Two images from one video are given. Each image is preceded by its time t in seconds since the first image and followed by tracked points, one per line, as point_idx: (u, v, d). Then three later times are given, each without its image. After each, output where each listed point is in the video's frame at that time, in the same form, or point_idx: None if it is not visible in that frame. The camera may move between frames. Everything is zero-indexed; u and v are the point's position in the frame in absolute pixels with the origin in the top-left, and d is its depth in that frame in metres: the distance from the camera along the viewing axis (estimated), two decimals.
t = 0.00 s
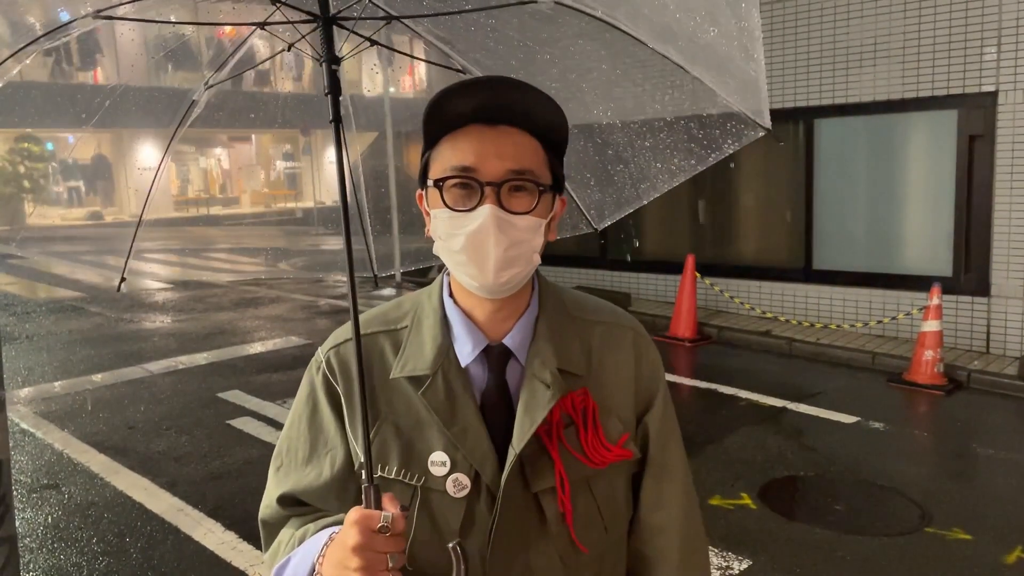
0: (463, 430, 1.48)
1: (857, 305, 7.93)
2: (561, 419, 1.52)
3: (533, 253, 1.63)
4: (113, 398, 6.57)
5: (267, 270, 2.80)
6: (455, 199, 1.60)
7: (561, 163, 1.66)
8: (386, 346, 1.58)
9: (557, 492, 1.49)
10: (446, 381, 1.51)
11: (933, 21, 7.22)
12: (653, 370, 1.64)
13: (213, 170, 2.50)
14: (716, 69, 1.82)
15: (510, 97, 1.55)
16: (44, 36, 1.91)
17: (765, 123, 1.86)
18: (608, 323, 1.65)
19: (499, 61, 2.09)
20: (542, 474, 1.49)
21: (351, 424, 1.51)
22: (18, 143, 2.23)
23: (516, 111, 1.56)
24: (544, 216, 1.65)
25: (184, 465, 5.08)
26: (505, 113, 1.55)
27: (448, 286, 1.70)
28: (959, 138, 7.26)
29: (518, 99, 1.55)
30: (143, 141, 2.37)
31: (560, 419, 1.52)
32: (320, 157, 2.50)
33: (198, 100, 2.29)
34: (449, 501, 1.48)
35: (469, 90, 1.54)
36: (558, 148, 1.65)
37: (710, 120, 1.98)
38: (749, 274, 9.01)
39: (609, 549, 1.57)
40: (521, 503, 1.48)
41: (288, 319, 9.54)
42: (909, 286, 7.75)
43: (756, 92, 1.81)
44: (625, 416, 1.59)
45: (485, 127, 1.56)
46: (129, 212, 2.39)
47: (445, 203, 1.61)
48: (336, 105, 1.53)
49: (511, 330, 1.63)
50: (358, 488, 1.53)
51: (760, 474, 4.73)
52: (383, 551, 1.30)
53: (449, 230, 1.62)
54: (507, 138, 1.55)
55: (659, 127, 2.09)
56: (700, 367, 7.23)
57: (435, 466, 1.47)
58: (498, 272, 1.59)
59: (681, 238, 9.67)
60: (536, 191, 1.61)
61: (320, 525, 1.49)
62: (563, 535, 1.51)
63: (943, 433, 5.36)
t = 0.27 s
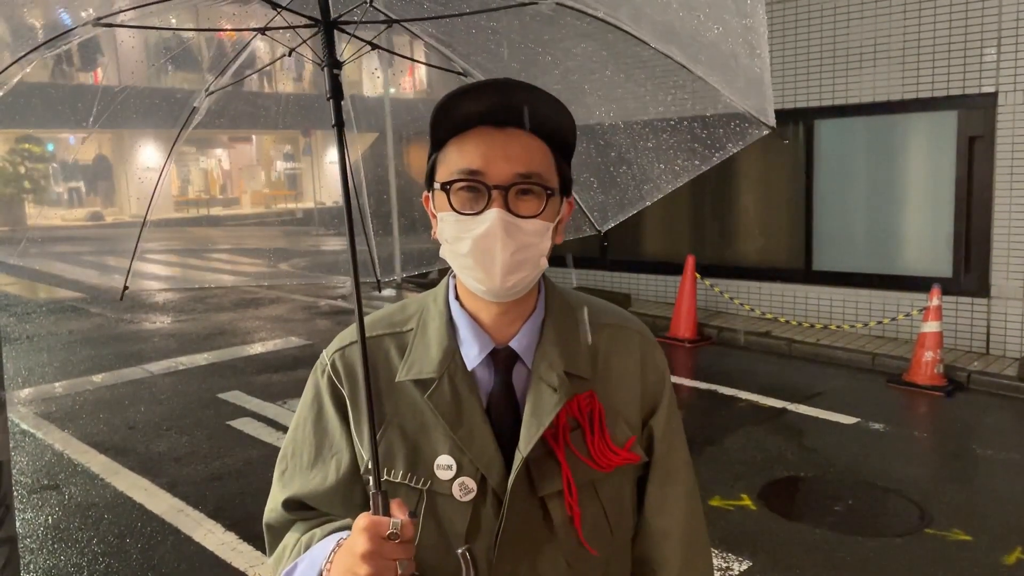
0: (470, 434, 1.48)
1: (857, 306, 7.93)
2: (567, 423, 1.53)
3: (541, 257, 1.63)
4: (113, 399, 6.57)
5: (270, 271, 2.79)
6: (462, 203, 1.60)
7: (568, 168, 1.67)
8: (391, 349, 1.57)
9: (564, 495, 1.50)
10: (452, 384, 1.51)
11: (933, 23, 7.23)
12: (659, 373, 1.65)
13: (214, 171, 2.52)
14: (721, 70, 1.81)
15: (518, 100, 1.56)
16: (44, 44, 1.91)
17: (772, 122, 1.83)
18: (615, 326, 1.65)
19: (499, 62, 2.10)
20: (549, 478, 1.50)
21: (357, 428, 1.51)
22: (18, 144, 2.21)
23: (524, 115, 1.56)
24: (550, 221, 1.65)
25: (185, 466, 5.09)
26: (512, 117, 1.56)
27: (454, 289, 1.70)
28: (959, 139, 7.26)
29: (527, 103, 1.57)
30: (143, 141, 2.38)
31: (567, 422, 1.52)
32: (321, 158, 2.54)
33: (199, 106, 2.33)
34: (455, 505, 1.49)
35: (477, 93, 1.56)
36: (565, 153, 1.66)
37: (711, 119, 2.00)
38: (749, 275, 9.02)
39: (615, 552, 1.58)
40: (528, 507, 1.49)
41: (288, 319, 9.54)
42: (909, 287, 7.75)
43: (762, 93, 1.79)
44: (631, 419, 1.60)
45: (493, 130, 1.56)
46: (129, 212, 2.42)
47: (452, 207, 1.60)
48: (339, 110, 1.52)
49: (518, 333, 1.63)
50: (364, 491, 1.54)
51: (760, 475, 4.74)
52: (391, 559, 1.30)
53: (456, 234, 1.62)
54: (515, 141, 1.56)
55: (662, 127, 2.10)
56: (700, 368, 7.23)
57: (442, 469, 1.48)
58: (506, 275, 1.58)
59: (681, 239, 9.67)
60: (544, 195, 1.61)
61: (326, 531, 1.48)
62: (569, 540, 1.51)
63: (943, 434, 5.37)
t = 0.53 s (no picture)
0: (471, 436, 1.48)
1: (857, 306, 7.94)
2: (569, 423, 1.53)
3: (549, 257, 1.64)
4: (113, 399, 6.57)
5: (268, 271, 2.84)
6: (472, 204, 1.59)
7: (570, 168, 1.69)
8: (391, 350, 1.57)
9: (567, 496, 1.50)
10: (453, 386, 1.51)
11: (933, 24, 7.23)
12: (661, 374, 1.65)
13: (214, 171, 2.49)
14: (735, 71, 1.82)
15: (527, 101, 1.57)
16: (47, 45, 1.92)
17: (785, 124, 1.87)
18: (616, 326, 1.65)
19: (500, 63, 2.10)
20: (551, 479, 1.50)
21: (357, 430, 1.51)
22: (19, 144, 2.21)
23: (533, 117, 1.57)
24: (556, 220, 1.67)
25: (184, 466, 5.09)
26: (522, 117, 1.56)
27: (454, 290, 1.69)
28: (959, 141, 7.27)
29: (535, 104, 1.57)
30: (142, 142, 2.34)
31: (568, 423, 1.52)
32: (322, 159, 2.51)
33: (210, 106, 2.30)
34: (456, 507, 1.48)
35: (485, 94, 1.55)
36: (568, 152, 1.68)
37: (726, 121, 2.01)
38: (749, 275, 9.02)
39: (618, 553, 1.58)
40: (529, 509, 1.49)
41: (287, 320, 9.54)
42: (909, 287, 7.75)
43: (777, 95, 1.82)
44: (634, 420, 1.60)
45: (503, 131, 1.56)
46: (128, 212, 2.42)
47: (462, 209, 1.59)
48: (346, 112, 1.52)
49: (520, 333, 1.63)
50: (364, 494, 1.55)
51: (760, 476, 4.73)
52: (395, 564, 1.30)
53: (466, 237, 1.60)
54: (525, 140, 1.56)
55: (677, 128, 2.11)
56: (700, 369, 7.23)
57: (443, 471, 1.48)
58: (519, 276, 1.59)
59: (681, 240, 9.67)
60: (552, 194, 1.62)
61: (325, 535, 1.47)
62: (572, 542, 1.51)
63: (943, 435, 5.36)
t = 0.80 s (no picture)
0: (471, 436, 1.48)
1: (857, 307, 7.94)
2: (569, 422, 1.53)
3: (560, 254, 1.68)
4: (112, 399, 6.57)
5: (267, 270, 2.88)
6: (492, 207, 1.58)
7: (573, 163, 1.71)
8: (390, 352, 1.56)
9: (568, 496, 1.50)
10: (453, 387, 1.51)
11: (933, 24, 7.23)
12: (659, 372, 1.65)
13: (213, 170, 2.49)
14: (732, 73, 1.89)
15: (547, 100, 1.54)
16: (46, 45, 1.92)
17: (781, 125, 1.93)
18: (614, 325, 1.65)
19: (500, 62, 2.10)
20: (552, 479, 1.50)
21: (356, 432, 1.51)
22: (18, 144, 2.21)
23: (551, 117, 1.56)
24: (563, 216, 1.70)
25: (183, 466, 5.08)
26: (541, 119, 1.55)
27: (453, 290, 1.70)
28: (958, 141, 7.26)
29: (554, 104, 1.55)
30: (143, 140, 2.34)
31: (568, 423, 1.52)
32: (321, 160, 2.52)
33: (202, 108, 2.30)
34: (456, 510, 1.47)
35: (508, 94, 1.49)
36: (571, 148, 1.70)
37: (721, 122, 2.02)
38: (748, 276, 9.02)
39: (618, 553, 1.57)
40: (530, 509, 1.49)
41: (286, 320, 9.54)
42: (908, 288, 7.75)
43: (773, 94, 1.90)
44: (632, 418, 1.60)
45: (524, 133, 1.55)
46: (128, 212, 2.43)
47: (483, 212, 1.58)
48: (344, 114, 1.53)
49: (519, 333, 1.63)
50: (362, 496, 1.55)
51: (759, 476, 4.73)
52: (401, 570, 1.30)
53: (485, 239, 1.60)
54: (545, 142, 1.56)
55: (672, 129, 2.10)
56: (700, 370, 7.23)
57: (443, 473, 1.47)
58: (540, 278, 1.61)
59: (681, 240, 9.68)
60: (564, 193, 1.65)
61: (326, 542, 1.47)
62: (574, 542, 1.51)
63: (942, 436, 5.36)
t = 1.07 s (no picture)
0: (470, 441, 1.48)
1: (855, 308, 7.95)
2: (566, 427, 1.53)
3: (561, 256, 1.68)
4: (110, 400, 6.57)
5: (266, 272, 2.88)
6: (493, 209, 1.59)
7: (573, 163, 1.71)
8: (388, 357, 1.56)
9: (567, 499, 1.50)
10: (451, 393, 1.51)
11: (932, 26, 7.24)
12: (655, 374, 1.65)
13: (213, 172, 2.51)
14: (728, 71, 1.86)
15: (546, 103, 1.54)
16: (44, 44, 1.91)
17: (777, 121, 1.92)
18: (610, 328, 1.65)
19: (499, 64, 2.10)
20: (550, 483, 1.50)
21: (356, 438, 1.51)
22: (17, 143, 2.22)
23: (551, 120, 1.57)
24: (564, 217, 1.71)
25: (182, 467, 5.08)
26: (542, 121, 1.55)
27: (450, 293, 1.69)
28: (957, 143, 7.27)
29: (554, 108, 1.56)
30: (141, 141, 2.36)
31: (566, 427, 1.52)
32: (320, 161, 2.49)
33: (191, 113, 2.31)
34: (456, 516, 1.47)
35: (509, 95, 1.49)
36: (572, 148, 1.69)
37: (716, 122, 2.03)
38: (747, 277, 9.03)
39: (617, 554, 1.58)
40: (529, 513, 1.49)
41: (285, 321, 9.54)
42: (907, 289, 7.75)
43: (772, 91, 1.87)
44: (631, 420, 1.60)
45: (525, 136, 1.55)
46: (127, 213, 2.42)
47: (484, 214, 1.59)
48: (339, 115, 1.53)
49: (517, 340, 1.63)
50: (363, 501, 1.55)
51: (757, 478, 4.73)
52: None
53: (486, 241, 1.60)
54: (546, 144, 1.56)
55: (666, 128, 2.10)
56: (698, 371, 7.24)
57: (442, 479, 1.47)
58: (541, 280, 1.62)
59: (680, 241, 9.68)
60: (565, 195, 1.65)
61: (330, 549, 1.47)
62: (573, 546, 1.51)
63: (941, 437, 5.37)
